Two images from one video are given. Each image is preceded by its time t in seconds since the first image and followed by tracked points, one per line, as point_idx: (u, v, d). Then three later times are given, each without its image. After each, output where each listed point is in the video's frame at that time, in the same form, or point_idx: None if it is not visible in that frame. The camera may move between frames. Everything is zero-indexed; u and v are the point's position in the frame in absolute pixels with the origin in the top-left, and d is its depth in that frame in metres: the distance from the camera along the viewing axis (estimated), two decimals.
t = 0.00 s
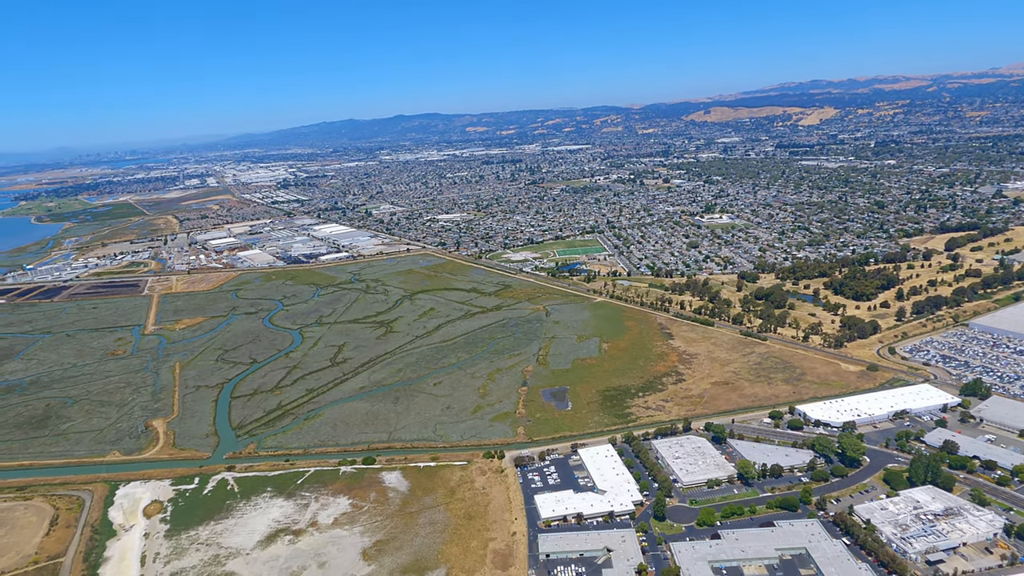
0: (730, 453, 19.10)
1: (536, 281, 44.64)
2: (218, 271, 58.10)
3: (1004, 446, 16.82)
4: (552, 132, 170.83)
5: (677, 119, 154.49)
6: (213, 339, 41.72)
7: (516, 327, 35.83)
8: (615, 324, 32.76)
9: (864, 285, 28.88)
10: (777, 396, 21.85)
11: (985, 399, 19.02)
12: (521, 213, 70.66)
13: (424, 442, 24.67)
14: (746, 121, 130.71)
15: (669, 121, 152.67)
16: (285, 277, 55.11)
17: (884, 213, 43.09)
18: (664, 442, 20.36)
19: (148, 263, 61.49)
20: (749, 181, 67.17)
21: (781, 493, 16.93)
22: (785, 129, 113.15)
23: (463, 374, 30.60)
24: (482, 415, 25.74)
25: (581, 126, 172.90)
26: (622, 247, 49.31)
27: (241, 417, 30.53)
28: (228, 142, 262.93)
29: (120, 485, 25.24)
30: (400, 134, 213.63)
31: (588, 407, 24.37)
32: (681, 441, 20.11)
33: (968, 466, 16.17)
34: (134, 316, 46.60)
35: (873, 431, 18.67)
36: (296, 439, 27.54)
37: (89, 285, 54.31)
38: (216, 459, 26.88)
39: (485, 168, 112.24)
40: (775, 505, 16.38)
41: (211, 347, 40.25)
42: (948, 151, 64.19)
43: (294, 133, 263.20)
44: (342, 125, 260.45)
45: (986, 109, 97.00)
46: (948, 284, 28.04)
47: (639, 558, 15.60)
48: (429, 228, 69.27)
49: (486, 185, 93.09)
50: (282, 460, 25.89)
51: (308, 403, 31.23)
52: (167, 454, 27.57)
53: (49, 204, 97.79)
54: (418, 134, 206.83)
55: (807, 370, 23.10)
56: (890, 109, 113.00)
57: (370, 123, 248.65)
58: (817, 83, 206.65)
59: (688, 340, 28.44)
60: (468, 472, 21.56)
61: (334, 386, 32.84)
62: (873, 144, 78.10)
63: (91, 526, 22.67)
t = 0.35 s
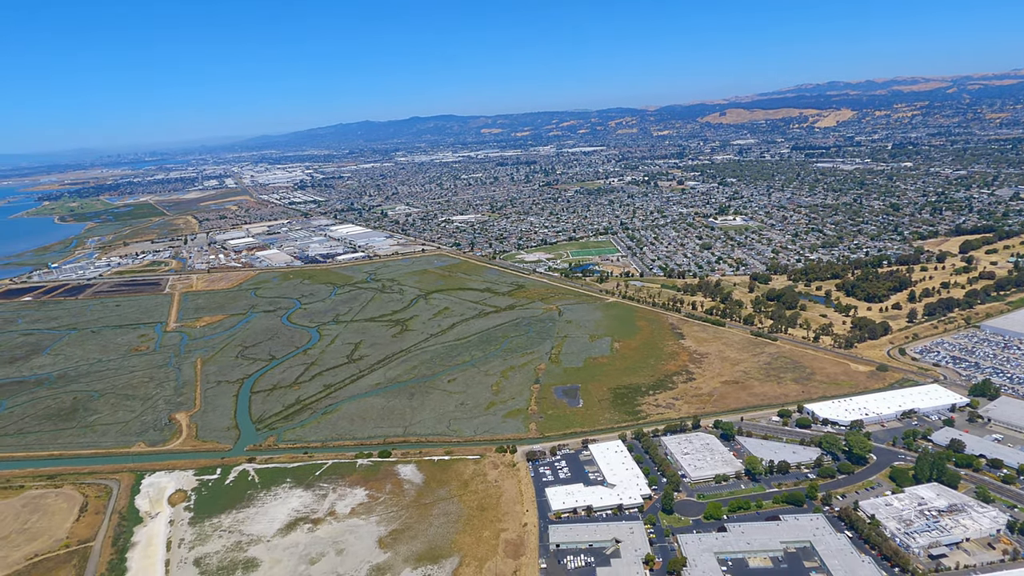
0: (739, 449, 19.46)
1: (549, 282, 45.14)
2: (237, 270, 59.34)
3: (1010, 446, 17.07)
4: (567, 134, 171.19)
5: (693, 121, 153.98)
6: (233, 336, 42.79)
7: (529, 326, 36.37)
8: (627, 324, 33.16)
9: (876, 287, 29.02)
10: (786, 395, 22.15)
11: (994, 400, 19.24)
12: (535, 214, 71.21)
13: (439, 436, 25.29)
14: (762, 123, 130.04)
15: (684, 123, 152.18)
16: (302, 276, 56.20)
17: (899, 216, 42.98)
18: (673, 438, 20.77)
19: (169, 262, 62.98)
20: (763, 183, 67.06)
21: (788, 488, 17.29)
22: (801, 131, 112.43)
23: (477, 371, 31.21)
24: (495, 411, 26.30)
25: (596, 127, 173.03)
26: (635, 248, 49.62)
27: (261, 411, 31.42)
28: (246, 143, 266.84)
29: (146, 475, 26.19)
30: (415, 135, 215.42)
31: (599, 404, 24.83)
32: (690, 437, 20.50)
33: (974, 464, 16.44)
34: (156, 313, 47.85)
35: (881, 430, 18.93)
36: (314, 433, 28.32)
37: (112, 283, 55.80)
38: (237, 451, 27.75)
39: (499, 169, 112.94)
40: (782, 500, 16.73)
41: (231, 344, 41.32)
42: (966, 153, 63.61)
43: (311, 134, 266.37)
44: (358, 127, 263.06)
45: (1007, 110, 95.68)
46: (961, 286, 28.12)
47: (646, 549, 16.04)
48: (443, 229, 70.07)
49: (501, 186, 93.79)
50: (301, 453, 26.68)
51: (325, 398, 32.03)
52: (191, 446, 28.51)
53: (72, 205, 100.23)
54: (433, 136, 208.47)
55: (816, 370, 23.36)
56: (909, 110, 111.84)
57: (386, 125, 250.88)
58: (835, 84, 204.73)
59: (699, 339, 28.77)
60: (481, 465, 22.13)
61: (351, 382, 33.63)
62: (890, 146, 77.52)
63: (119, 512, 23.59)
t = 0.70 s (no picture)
0: (747, 446, 19.81)
1: (562, 283, 45.64)
2: (256, 270, 60.58)
3: (1017, 445, 17.30)
4: (581, 136, 171.39)
5: (708, 123, 153.44)
6: (252, 333, 43.88)
7: (541, 326, 36.89)
8: (639, 324, 33.53)
9: (888, 288, 29.16)
10: (795, 394, 22.44)
11: (1003, 400, 19.45)
12: (548, 216, 71.71)
13: (452, 432, 25.92)
14: (778, 125, 129.24)
15: (698, 125, 151.67)
16: (319, 276, 57.27)
17: (913, 218, 42.85)
18: (683, 435, 21.15)
19: (189, 262, 64.42)
20: (778, 186, 66.88)
21: (794, 484, 17.63)
22: (817, 133, 111.65)
23: (490, 369, 31.80)
24: (508, 408, 26.85)
25: (611, 130, 173.01)
26: (647, 250, 49.92)
27: (280, 406, 32.30)
28: (264, 145, 270.73)
29: (170, 466, 27.12)
30: (430, 137, 216.95)
31: (610, 402, 25.27)
32: (699, 435, 20.88)
33: (980, 462, 16.70)
34: (177, 311, 49.15)
35: (889, 429, 19.19)
36: (331, 427, 29.10)
37: (135, 282, 57.33)
38: (257, 445, 28.62)
39: (513, 171, 113.55)
40: (788, 495, 17.07)
41: (251, 341, 42.36)
42: (985, 155, 62.97)
43: (327, 136, 269.38)
44: (373, 129, 265.52)
45: None
46: (973, 289, 28.19)
47: (654, 541, 16.46)
48: (458, 230, 70.83)
49: (515, 188, 94.36)
50: (319, 446, 27.45)
51: (342, 394, 32.81)
52: (212, 439, 29.44)
53: (95, 206, 102.53)
54: (448, 138, 209.79)
55: (826, 370, 23.61)
56: (927, 112, 110.59)
57: (401, 127, 252.83)
58: (853, 85, 202.63)
59: (710, 340, 29.09)
60: (494, 460, 22.70)
61: (367, 378, 34.39)
62: (908, 148, 76.84)
63: (145, 501, 24.49)
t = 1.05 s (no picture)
0: (755, 444, 20.14)
1: (575, 284, 46.08)
2: (273, 271, 61.79)
3: None
4: (596, 139, 171.63)
5: (723, 125, 152.86)
6: (271, 332, 44.91)
7: (554, 326, 37.38)
8: (651, 325, 33.89)
9: (900, 291, 29.28)
10: (804, 394, 22.72)
11: (1012, 402, 19.66)
12: (562, 218, 72.19)
13: (466, 428, 26.53)
14: (793, 128, 128.49)
15: (713, 128, 151.15)
16: (336, 276, 58.33)
17: (928, 221, 42.72)
18: (692, 433, 21.53)
19: (208, 262, 65.84)
20: (792, 189, 66.73)
21: (801, 481, 17.97)
22: (833, 135, 110.89)
23: (503, 368, 32.37)
24: (520, 406, 27.39)
25: (625, 132, 172.98)
26: (660, 252, 50.20)
27: (298, 402, 33.16)
28: (281, 148, 274.19)
29: (192, 459, 28.05)
30: (445, 140, 218.53)
31: (620, 401, 25.69)
32: (708, 433, 21.25)
33: (986, 462, 16.97)
34: (197, 311, 50.38)
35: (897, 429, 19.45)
36: (348, 423, 29.85)
37: (156, 281, 58.77)
38: (277, 439, 29.46)
39: (528, 174, 114.17)
40: (795, 492, 17.41)
41: (269, 339, 43.38)
42: (1004, 158, 62.40)
43: (343, 139, 272.20)
44: (388, 132, 267.90)
45: None
46: (986, 291, 28.25)
47: (662, 534, 16.89)
48: (472, 232, 71.59)
49: (529, 191, 95.00)
50: (336, 441, 28.21)
51: (358, 391, 33.60)
52: (233, 433, 30.33)
53: (116, 207, 104.78)
54: (463, 141, 211.14)
55: (836, 371, 23.86)
56: (946, 114, 109.36)
57: (416, 130, 254.79)
58: (870, 88, 200.58)
59: (720, 340, 29.39)
60: (506, 455, 23.24)
61: (382, 376, 35.14)
62: (925, 151, 76.17)
63: (169, 491, 25.37)
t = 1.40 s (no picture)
0: (763, 443, 20.48)
1: (587, 285, 46.52)
2: (290, 271, 62.93)
3: None
4: (610, 142, 171.65)
5: (738, 128, 152.24)
6: (289, 331, 45.91)
7: (566, 327, 37.86)
8: (662, 326, 34.23)
9: (912, 293, 29.38)
10: (813, 394, 23.00)
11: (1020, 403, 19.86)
12: (575, 220, 72.63)
13: (479, 425, 27.12)
14: (809, 130, 127.69)
15: (728, 131, 150.58)
16: (351, 277, 59.33)
17: (943, 224, 42.59)
18: (701, 431, 21.90)
19: (227, 263, 67.21)
20: (806, 192, 66.55)
21: (807, 479, 18.30)
22: (850, 138, 110.08)
23: (516, 367, 32.93)
24: (532, 404, 27.91)
25: (639, 135, 172.82)
26: (672, 254, 50.46)
27: (315, 399, 33.99)
28: (297, 150, 277.47)
29: (213, 452, 28.94)
30: (459, 142, 219.71)
31: (630, 400, 26.10)
32: (716, 431, 21.61)
33: (992, 461, 17.24)
34: (217, 310, 51.58)
35: (904, 429, 19.69)
36: (364, 419, 30.59)
37: (176, 281, 60.17)
38: (295, 434, 30.28)
39: (541, 177, 114.75)
40: (801, 489, 17.75)
41: (287, 338, 44.36)
42: (1022, 161, 61.78)
43: (359, 141, 274.84)
44: (403, 134, 269.96)
45: None
46: (999, 295, 28.30)
47: (669, 527, 17.32)
48: (485, 234, 72.30)
49: (542, 193, 95.53)
50: (352, 436, 28.94)
51: (374, 388, 34.36)
52: (253, 428, 31.22)
53: (137, 209, 106.90)
54: (477, 143, 212.23)
55: (845, 371, 24.10)
56: (965, 117, 108.10)
57: (431, 133, 256.53)
58: (888, 90, 198.49)
59: (731, 341, 29.69)
60: (518, 451, 23.78)
61: (397, 374, 35.86)
62: (942, 154, 75.51)
63: (192, 483, 26.25)
